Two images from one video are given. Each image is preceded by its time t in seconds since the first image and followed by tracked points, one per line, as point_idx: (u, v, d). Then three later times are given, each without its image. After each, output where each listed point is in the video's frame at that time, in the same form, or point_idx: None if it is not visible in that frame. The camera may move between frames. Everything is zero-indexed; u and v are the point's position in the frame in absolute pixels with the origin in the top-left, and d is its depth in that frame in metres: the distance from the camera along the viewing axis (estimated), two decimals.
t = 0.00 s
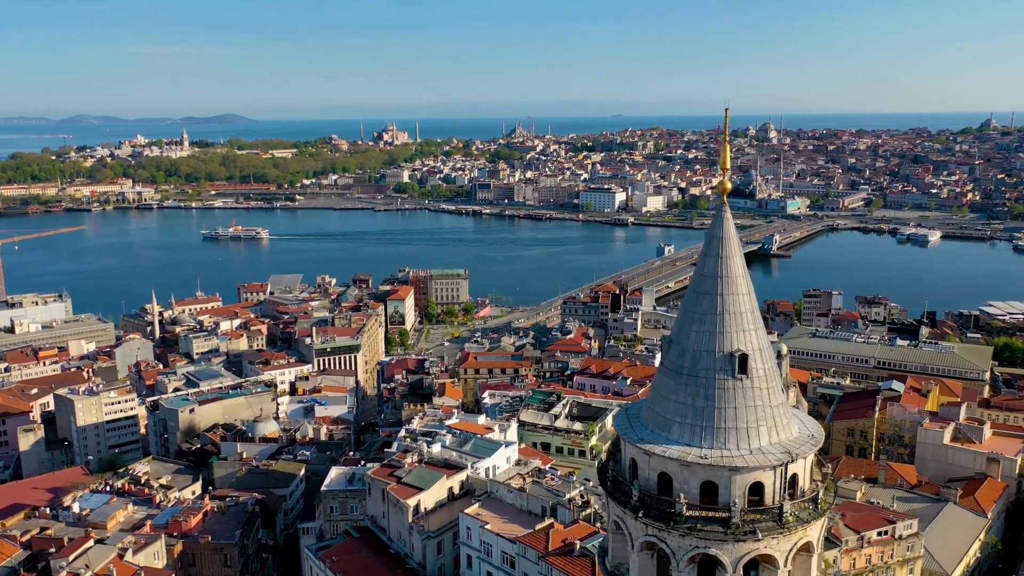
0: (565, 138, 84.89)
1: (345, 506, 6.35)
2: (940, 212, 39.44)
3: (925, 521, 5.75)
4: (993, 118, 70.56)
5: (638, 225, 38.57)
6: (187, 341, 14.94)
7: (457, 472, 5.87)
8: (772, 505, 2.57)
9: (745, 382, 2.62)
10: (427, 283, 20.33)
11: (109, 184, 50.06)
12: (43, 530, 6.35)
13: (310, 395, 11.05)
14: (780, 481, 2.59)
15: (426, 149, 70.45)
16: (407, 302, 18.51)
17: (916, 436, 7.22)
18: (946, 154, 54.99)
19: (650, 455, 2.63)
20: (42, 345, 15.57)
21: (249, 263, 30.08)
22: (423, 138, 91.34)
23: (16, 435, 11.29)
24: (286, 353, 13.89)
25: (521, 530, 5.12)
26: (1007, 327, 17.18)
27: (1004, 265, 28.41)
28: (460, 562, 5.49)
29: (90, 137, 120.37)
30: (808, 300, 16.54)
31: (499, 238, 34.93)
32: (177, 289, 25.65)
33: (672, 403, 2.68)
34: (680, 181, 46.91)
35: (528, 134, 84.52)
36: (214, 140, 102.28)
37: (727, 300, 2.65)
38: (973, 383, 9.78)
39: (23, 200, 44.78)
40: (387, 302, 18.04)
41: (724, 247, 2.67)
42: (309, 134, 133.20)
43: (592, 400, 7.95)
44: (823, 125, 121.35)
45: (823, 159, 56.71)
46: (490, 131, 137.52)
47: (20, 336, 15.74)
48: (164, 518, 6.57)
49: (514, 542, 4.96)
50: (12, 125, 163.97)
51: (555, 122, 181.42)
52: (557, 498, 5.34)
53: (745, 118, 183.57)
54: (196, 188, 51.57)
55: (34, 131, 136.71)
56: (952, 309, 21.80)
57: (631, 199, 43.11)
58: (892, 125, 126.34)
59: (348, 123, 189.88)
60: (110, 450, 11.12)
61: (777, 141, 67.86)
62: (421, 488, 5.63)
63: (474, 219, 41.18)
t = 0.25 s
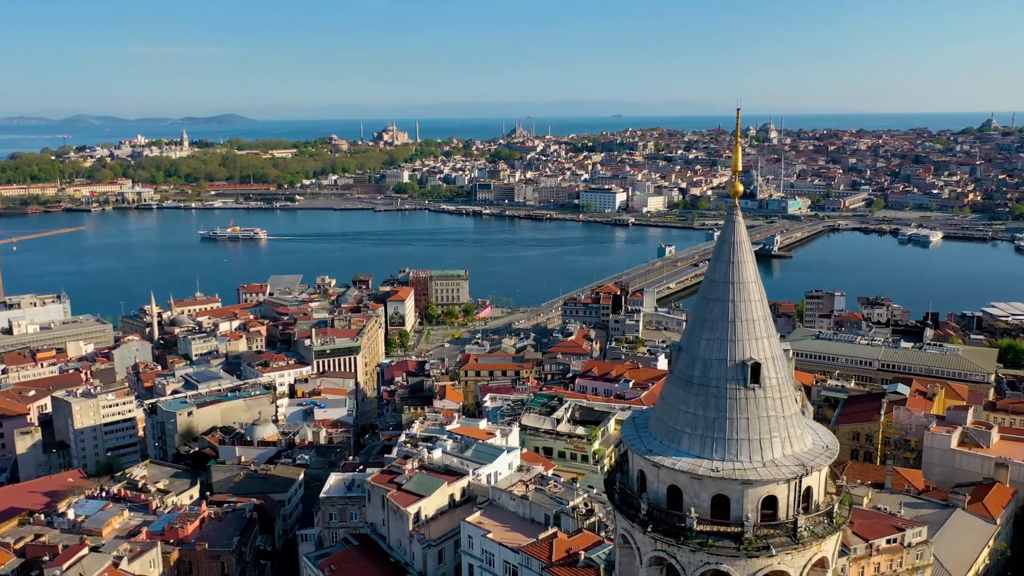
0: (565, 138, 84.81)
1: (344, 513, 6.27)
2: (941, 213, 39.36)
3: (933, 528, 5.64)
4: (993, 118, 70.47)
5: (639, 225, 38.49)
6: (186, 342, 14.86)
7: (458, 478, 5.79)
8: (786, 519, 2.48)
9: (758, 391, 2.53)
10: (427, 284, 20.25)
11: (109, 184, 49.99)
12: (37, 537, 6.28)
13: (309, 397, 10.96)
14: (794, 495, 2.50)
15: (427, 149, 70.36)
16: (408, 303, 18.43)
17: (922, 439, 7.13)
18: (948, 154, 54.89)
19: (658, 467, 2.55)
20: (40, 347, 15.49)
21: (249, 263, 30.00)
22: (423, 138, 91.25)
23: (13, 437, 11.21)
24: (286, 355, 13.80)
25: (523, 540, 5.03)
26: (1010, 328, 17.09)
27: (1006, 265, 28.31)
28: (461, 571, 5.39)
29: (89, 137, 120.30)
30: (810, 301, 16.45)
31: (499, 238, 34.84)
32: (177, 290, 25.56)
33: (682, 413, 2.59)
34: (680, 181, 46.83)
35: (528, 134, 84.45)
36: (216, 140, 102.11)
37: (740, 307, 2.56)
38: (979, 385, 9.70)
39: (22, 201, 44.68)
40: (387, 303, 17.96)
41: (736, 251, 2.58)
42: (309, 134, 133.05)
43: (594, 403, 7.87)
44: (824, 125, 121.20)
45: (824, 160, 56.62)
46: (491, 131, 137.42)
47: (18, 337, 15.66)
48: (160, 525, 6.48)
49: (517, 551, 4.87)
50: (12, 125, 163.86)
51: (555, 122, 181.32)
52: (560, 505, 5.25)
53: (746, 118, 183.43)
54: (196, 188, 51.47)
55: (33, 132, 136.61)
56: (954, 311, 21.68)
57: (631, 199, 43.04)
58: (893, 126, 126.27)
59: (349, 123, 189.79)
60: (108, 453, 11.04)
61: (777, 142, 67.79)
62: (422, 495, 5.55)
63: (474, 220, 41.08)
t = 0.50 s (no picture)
0: (566, 138, 84.75)
1: (343, 519, 6.20)
2: (942, 213, 39.28)
3: (941, 534, 5.57)
4: (994, 118, 70.38)
5: (639, 225, 38.42)
6: (185, 343, 14.78)
7: (459, 484, 5.71)
8: (799, 532, 2.40)
9: (770, 401, 2.46)
10: (427, 285, 20.18)
11: (108, 184, 49.92)
12: (32, 543, 6.20)
13: (309, 399, 10.88)
14: (808, 507, 2.42)
15: (427, 150, 70.29)
16: (408, 304, 18.35)
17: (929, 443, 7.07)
18: (948, 155, 54.80)
19: (667, 479, 2.47)
20: (39, 349, 15.41)
21: (248, 264, 29.92)
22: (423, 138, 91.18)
23: (10, 439, 11.13)
24: (285, 356, 13.71)
25: (525, 548, 4.95)
26: (1013, 329, 17.00)
27: (1007, 266, 28.22)
28: None
29: (89, 138, 120.27)
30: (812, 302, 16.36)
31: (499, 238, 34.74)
32: (176, 291, 25.48)
33: (691, 422, 2.51)
34: (681, 182, 46.76)
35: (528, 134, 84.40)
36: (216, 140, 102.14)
37: (750, 313, 2.48)
38: (984, 387, 9.62)
39: (22, 201, 44.61)
40: (387, 304, 17.88)
41: (747, 255, 2.50)
42: (309, 134, 133.00)
43: (597, 407, 7.79)
44: (824, 125, 121.12)
45: (825, 160, 56.55)
46: (491, 131, 137.30)
47: (16, 339, 15.58)
48: (156, 531, 6.40)
49: (519, 559, 4.79)
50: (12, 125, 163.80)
51: (555, 122, 181.28)
52: (563, 513, 5.17)
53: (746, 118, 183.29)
54: (196, 189, 51.37)
55: (33, 132, 136.57)
56: (957, 312, 21.59)
57: (632, 199, 42.95)
58: (893, 125, 126.18)
59: (349, 123, 189.75)
60: (106, 455, 10.95)
61: (778, 142, 67.74)
62: (422, 502, 5.47)
63: (474, 220, 40.99)
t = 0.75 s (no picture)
0: (566, 138, 84.68)
1: (343, 526, 6.12)
2: (943, 213, 39.19)
3: (949, 540, 5.49)
4: (995, 119, 70.26)
5: (640, 226, 38.32)
6: (184, 345, 14.70)
7: (460, 491, 5.63)
8: (815, 548, 2.31)
9: (783, 412, 2.37)
10: (427, 286, 20.11)
11: (108, 184, 49.83)
12: (26, 550, 6.12)
13: (308, 402, 10.78)
14: (826, 523, 2.33)
15: (427, 150, 70.20)
16: (408, 305, 18.26)
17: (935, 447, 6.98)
18: (949, 155, 54.70)
19: (677, 492, 2.38)
20: (36, 350, 15.32)
21: (247, 264, 29.82)
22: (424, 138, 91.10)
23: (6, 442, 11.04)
24: (284, 358, 13.61)
25: (528, 557, 4.86)
26: (1017, 330, 16.90)
27: (1009, 267, 28.11)
28: None
29: (88, 138, 120.19)
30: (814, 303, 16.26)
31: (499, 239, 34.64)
32: (174, 291, 25.39)
33: (701, 434, 2.42)
34: (681, 182, 46.68)
35: (528, 134, 84.34)
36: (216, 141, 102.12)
37: (764, 321, 2.39)
38: (990, 390, 9.52)
39: (21, 201, 44.52)
40: (387, 305, 17.80)
41: (761, 261, 2.41)
42: (309, 134, 132.89)
43: (599, 411, 7.70)
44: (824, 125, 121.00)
45: (826, 160, 56.46)
46: (491, 131, 137.24)
47: (13, 340, 15.49)
48: (152, 538, 6.31)
49: (521, 568, 4.71)
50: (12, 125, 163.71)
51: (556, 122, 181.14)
52: (566, 521, 5.08)
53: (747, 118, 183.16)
54: (195, 189, 51.25)
55: (33, 132, 136.48)
56: (959, 313, 21.48)
57: (632, 199, 42.88)
58: (893, 125, 126.02)
59: (349, 123, 189.71)
60: (103, 458, 10.83)
61: (778, 142, 67.68)
62: (423, 509, 5.38)
63: (474, 220, 40.88)
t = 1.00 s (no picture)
0: (566, 138, 84.62)
1: (342, 533, 6.04)
2: (944, 213, 39.12)
3: (957, 546, 5.42)
4: (995, 119, 70.19)
5: (640, 226, 38.25)
6: (183, 346, 14.63)
7: (461, 498, 5.54)
8: (829, 563, 2.24)
9: (798, 423, 2.29)
10: (427, 287, 20.04)
11: (107, 184, 49.74)
12: (20, 557, 6.04)
13: (307, 404, 10.70)
14: (841, 537, 2.25)
15: (427, 150, 70.12)
16: (407, 305, 18.18)
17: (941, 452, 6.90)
18: (950, 155, 54.63)
19: (686, 506, 2.30)
20: (34, 351, 15.23)
21: (246, 265, 29.73)
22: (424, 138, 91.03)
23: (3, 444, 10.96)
24: (283, 360, 13.52)
25: (530, 566, 4.78)
26: (1019, 331, 16.82)
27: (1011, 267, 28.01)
28: None
29: (87, 138, 120.05)
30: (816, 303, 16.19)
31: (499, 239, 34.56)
32: (173, 292, 25.30)
33: (711, 444, 2.34)
34: (681, 182, 46.61)
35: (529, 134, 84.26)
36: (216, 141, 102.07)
37: (777, 327, 2.32)
38: (994, 393, 9.45)
39: (20, 201, 44.43)
40: (387, 305, 17.72)
41: (773, 265, 2.34)
42: (309, 134, 132.82)
43: (601, 415, 7.65)
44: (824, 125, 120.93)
45: (826, 160, 56.38)
46: (491, 131, 137.16)
47: (11, 341, 15.41)
48: (148, 544, 6.22)
49: None
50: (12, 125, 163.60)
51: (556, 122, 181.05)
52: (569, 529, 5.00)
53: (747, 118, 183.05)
54: (195, 189, 51.15)
55: (33, 132, 136.33)
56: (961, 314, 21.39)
57: (632, 200, 42.80)
58: (894, 125, 125.90)
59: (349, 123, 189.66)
60: (101, 460, 10.75)
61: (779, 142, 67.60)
62: (423, 516, 5.31)
63: (474, 221, 40.79)
